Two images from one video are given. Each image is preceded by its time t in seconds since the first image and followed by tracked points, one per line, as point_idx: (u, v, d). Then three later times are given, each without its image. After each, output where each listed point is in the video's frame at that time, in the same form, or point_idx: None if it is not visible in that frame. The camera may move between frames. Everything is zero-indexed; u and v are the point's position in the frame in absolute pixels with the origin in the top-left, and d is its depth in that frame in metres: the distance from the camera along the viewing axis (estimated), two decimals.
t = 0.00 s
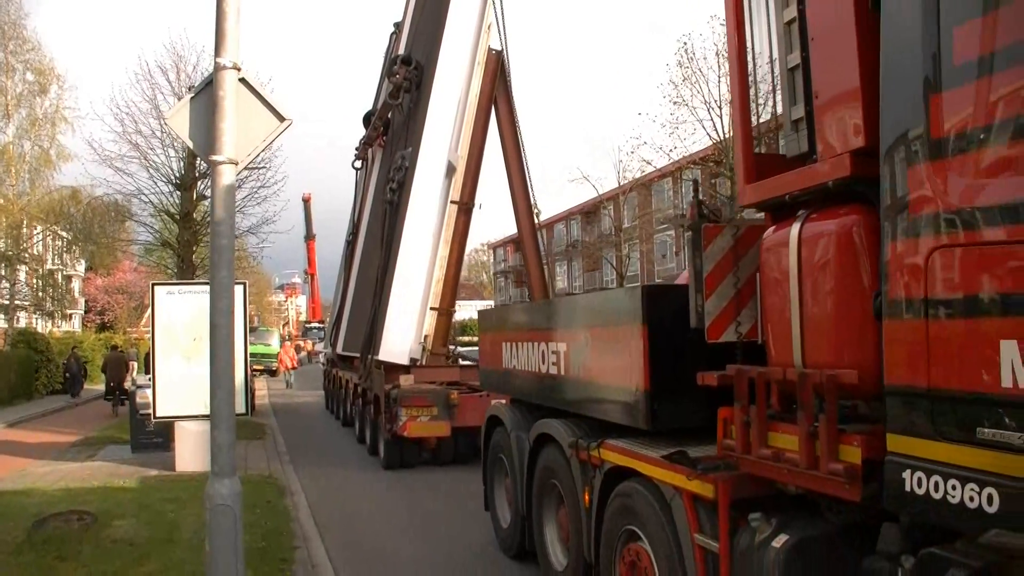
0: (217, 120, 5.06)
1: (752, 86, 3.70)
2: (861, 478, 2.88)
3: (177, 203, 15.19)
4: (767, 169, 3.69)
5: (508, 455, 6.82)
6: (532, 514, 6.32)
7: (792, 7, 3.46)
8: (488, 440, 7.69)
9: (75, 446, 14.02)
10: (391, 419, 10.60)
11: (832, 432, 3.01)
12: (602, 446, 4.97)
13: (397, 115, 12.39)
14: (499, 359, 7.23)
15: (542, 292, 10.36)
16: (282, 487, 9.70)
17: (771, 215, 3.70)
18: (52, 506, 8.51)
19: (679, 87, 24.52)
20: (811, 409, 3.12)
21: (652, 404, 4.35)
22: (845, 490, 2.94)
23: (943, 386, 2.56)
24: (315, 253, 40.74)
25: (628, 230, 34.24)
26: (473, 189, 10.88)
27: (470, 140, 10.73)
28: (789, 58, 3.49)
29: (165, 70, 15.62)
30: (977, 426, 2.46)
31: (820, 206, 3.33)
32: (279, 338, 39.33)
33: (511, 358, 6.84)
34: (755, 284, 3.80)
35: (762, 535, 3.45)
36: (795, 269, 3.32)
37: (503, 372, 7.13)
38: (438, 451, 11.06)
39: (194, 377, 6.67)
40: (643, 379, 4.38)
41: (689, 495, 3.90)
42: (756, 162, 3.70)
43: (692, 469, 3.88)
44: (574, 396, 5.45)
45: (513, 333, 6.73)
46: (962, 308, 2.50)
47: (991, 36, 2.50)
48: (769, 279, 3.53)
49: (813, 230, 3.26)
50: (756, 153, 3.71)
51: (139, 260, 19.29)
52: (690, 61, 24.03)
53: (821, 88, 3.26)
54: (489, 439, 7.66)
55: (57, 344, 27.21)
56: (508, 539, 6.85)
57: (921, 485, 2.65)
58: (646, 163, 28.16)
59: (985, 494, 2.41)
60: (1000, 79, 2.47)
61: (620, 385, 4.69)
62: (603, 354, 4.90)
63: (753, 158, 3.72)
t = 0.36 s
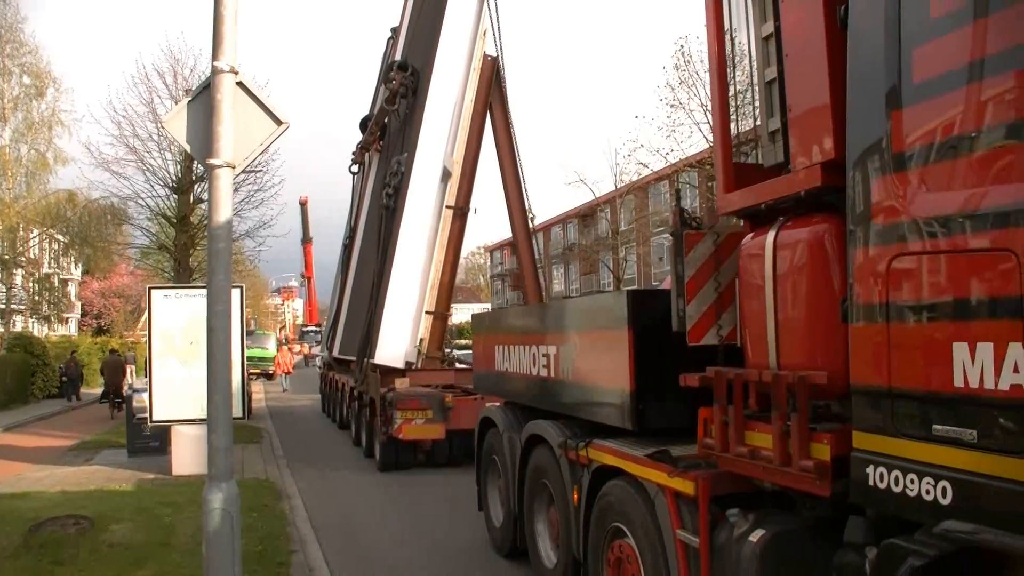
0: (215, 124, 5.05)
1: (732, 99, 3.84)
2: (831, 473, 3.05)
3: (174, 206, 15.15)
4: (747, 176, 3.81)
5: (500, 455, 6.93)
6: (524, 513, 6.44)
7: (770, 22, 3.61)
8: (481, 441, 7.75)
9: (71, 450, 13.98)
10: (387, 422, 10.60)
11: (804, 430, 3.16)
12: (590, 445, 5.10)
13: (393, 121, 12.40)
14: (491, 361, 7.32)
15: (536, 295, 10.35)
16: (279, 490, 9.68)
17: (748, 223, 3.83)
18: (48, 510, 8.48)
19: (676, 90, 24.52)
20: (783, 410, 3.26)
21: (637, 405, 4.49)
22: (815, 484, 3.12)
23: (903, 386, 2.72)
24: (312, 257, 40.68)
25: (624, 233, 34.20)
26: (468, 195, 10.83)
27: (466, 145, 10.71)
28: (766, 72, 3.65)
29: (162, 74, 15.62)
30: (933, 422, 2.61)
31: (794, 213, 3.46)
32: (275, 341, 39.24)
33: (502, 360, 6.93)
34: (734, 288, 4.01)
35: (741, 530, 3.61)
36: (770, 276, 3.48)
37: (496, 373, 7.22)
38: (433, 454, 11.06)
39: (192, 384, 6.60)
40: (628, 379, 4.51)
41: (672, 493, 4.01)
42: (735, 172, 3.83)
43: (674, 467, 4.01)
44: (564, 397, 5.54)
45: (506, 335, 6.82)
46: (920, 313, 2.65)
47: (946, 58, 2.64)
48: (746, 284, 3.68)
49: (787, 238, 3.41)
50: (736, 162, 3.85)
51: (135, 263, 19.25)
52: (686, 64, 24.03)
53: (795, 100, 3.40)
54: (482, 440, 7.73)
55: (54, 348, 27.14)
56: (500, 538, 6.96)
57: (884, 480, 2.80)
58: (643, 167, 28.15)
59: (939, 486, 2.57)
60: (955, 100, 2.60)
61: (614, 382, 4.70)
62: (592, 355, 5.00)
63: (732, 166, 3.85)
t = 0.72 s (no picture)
0: (216, 119, 5.03)
1: (718, 107, 3.96)
2: (808, 466, 3.12)
3: (176, 203, 15.14)
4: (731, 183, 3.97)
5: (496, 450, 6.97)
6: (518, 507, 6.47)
7: (755, 32, 3.72)
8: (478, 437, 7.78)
9: (72, 447, 13.96)
10: (386, 418, 10.59)
11: (783, 424, 3.23)
12: (582, 440, 5.13)
13: (394, 121, 12.39)
14: (489, 359, 7.34)
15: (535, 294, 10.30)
16: (279, 487, 9.66)
17: (733, 226, 3.95)
18: (49, 507, 8.47)
19: (678, 87, 24.45)
20: (764, 406, 3.33)
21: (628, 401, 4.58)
22: (793, 477, 3.18)
23: (874, 382, 2.82)
24: (313, 254, 40.68)
25: (626, 231, 34.11)
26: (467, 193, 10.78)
27: (466, 144, 10.67)
28: (750, 80, 3.75)
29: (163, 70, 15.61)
30: (900, 417, 2.72)
31: (776, 216, 3.56)
32: (276, 338, 39.21)
33: (499, 358, 6.97)
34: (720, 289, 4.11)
35: (724, 522, 3.67)
36: (753, 277, 3.57)
37: (493, 371, 7.24)
38: (433, 450, 11.06)
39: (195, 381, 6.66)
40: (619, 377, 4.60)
41: (659, 486, 4.08)
42: (721, 176, 3.98)
43: (660, 460, 4.07)
44: (560, 395, 5.57)
45: (503, 333, 6.85)
46: (889, 312, 2.76)
47: (915, 70, 2.75)
48: (730, 285, 3.76)
49: (769, 240, 3.51)
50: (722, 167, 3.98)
51: (137, 260, 19.25)
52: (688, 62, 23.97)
53: (776, 107, 3.50)
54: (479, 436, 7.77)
55: (55, 345, 27.14)
56: (496, 531, 6.99)
57: (854, 472, 2.90)
58: (645, 164, 28.08)
59: (905, 477, 2.68)
60: (924, 110, 2.71)
61: (608, 380, 4.74)
62: (586, 352, 5.05)
63: (717, 170, 3.98)
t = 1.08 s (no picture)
0: (214, 121, 5.04)
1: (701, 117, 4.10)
2: (783, 462, 3.28)
3: (175, 206, 15.14)
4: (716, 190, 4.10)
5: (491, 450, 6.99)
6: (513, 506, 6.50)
7: (734, 45, 3.84)
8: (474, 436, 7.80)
9: (71, 450, 13.95)
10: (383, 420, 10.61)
11: (760, 424, 3.39)
12: (573, 439, 5.21)
13: (390, 125, 12.39)
14: (482, 360, 7.42)
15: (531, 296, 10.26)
16: (279, 489, 9.66)
17: (715, 230, 4.09)
18: (49, 510, 8.45)
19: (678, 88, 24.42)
20: (743, 405, 3.49)
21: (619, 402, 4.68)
22: (769, 473, 3.35)
23: (840, 381, 2.96)
24: (312, 256, 40.62)
25: (625, 232, 34.08)
26: (463, 196, 10.92)
27: (461, 146, 10.69)
28: (731, 90, 3.86)
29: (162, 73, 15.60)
30: (865, 414, 2.86)
31: (756, 221, 3.69)
32: (275, 341, 39.12)
33: (495, 360, 6.98)
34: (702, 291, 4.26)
35: (707, 517, 3.82)
36: (733, 282, 3.71)
37: (489, 373, 7.26)
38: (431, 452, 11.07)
39: (193, 383, 6.61)
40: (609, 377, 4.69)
41: (646, 483, 4.22)
42: (705, 183, 4.12)
43: (647, 458, 4.21)
44: (555, 396, 5.59)
45: (496, 335, 6.91)
46: (853, 315, 2.90)
47: (880, 84, 2.89)
48: (713, 289, 3.90)
49: (749, 245, 3.63)
50: (705, 175, 4.12)
51: (136, 263, 19.23)
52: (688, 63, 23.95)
53: (754, 119, 3.63)
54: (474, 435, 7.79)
55: (55, 348, 27.07)
56: (492, 529, 7.02)
57: (825, 466, 3.04)
58: (644, 166, 28.04)
59: (870, 471, 2.83)
60: (886, 119, 2.85)
61: (598, 381, 4.82)
62: (580, 353, 5.08)
63: (702, 178, 4.12)
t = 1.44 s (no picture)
0: (218, 124, 5.04)
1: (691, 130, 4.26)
2: (765, 462, 3.42)
3: (178, 209, 15.16)
4: (704, 198, 4.26)
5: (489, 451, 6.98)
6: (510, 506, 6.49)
7: (722, 60, 3.99)
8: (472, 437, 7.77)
9: (73, 452, 13.94)
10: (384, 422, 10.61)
11: (742, 425, 3.51)
12: (566, 440, 5.20)
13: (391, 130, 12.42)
14: (482, 364, 7.42)
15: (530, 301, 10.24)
16: (281, 491, 9.65)
17: (704, 238, 4.22)
18: (51, 512, 8.45)
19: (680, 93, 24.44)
20: (727, 406, 3.60)
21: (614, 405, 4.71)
22: (752, 472, 3.47)
23: (817, 384, 3.11)
24: (315, 259, 40.60)
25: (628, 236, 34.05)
26: (463, 201, 10.95)
27: (461, 152, 10.75)
28: (718, 104, 4.00)
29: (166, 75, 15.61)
30: (839, 414, 3.01)
31: (741, 230, 3.83)
32: (277, 343, 39.07)
33: (494, 363, 7.00)
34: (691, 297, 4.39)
35: (692, 514, 3.84)
36: (719, 289, 3.84)
37: (487, 377, 7.27)
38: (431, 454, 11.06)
39: (195, 385, 6.57)
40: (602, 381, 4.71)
41: (635, 482, 4.24)
42: (694, 192, 4.27)
43: (636, 458, 4.24)
44: (553, 400, 5.59)
45: (495, 340, 6.92)
46: (841, 321, 2.98)
47: (854, 103, 3.04)
48: (700, 296, 4.03)
49: (733, 254, 3.76)
50: (693, 184, 4.29)
51: (139, 266, 19.23)
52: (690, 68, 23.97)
53: (739, 133, 3.78)
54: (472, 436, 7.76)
55: (57, 350, 27.05)
56: (490, 528, 7.01)
57: (801, 465, 3.19)
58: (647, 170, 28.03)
59: (842, 469, 2.99)
60: (859, 136, 3.01)
61: (591, 384, 4.85)
62: (576, 357, 5.09)
63: (691, 188, 4.28)
